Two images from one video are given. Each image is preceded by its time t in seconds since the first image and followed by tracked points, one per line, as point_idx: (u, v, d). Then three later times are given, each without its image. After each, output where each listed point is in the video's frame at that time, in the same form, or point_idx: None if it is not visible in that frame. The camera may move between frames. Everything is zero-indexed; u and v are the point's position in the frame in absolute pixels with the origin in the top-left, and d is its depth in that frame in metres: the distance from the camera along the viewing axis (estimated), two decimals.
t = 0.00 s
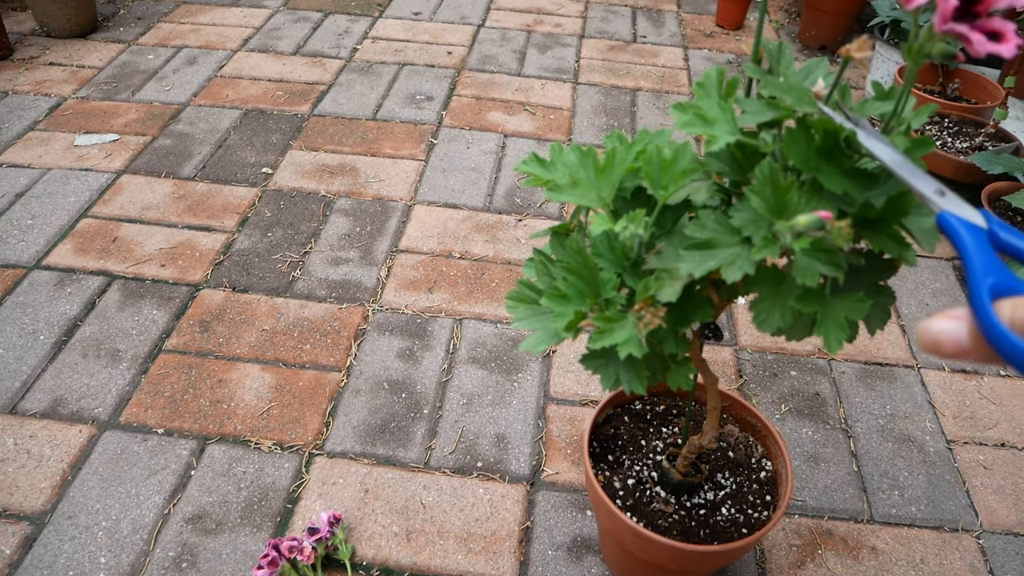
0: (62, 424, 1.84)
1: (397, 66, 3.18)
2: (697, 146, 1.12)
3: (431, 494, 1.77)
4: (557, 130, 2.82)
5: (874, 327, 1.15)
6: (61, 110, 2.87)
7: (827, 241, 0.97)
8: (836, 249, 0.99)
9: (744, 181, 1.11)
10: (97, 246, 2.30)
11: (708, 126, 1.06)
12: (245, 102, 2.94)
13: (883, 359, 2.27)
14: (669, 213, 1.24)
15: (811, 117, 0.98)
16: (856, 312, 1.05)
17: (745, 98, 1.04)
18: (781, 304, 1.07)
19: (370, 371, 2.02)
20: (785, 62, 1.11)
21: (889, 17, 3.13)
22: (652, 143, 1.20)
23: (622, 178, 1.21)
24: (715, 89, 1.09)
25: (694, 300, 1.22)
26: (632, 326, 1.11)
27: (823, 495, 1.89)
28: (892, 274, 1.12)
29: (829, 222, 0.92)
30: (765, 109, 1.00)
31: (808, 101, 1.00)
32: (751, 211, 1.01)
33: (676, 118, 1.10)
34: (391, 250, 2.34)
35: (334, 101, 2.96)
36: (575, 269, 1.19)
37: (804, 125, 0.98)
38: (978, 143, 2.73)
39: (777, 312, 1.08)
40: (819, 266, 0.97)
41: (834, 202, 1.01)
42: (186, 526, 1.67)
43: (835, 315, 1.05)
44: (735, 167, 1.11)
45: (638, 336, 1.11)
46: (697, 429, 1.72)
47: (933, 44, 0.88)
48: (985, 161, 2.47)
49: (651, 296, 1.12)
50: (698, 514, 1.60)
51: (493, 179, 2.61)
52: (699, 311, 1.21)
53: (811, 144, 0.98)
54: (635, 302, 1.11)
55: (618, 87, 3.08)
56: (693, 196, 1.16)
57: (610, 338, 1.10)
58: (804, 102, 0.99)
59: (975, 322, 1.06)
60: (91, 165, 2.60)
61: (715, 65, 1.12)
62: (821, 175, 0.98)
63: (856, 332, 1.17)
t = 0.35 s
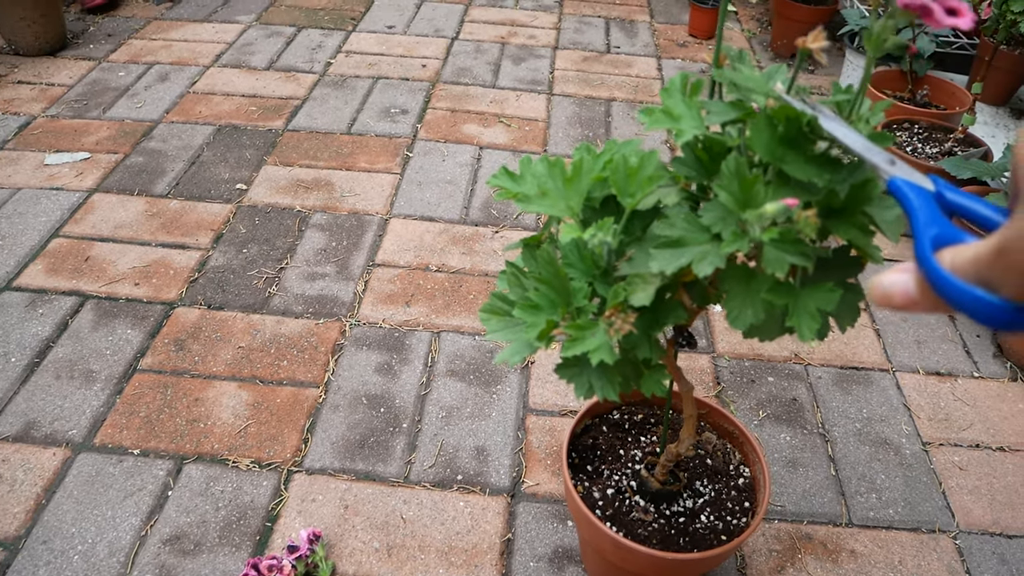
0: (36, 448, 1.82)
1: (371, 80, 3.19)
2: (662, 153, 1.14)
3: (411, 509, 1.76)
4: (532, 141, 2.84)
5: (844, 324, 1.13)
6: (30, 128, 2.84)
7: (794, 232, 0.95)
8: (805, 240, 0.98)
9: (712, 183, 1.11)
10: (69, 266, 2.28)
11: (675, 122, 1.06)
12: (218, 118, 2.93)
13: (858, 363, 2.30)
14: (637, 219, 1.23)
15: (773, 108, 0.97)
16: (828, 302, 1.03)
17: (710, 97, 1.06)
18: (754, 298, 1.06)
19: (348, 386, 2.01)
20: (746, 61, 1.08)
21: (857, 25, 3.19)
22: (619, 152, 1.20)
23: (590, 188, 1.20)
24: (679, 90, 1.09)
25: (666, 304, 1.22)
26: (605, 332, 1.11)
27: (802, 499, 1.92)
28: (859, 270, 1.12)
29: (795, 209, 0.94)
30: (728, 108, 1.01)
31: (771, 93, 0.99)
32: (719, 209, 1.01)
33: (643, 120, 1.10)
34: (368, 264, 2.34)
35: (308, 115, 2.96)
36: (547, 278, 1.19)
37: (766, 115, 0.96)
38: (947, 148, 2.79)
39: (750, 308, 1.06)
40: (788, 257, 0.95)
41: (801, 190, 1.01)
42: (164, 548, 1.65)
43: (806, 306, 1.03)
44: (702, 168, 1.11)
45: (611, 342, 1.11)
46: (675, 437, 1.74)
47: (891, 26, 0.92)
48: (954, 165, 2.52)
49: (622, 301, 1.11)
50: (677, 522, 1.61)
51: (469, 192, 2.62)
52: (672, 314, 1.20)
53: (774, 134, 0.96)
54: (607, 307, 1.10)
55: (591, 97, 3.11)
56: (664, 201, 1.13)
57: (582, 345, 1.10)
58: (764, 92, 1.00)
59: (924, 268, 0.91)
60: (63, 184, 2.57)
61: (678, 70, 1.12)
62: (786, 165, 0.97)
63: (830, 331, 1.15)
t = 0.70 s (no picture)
0: (25, 445, 1.81)
1: (359, 75, 3.18)
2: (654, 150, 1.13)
3: (403, 505, 1.77)
4: (521, 136, 2.84)
5: (835, 325, 1.13)
6: (15, 124, 2.81)
7: (781, 236, 0.97)
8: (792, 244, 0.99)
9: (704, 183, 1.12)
10: (57, 262, 2.26)
11: (661, 126, 1.06)
12: (205, 113, 2.91)
13: (847, 357, 2.33)
14: (631, 216, 1.22)
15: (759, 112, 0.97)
16: (815, 306, 1.03)
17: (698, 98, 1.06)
18: (741, 301, 1.07)
19: (339, 382, 2.02)
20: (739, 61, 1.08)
21: (845, 20, 3.20)
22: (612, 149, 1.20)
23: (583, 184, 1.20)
24: (669, 92, 1.10)
25: (658, 303, 1.22)
26: (598, 329, 1.12)
27: (792, 493, 1.94)
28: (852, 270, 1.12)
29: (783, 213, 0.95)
30: (717, 109, 1.00)
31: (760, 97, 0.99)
32: (709, 211, 1.01)
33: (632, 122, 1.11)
34: (357, 260, 2.34)
35: (296, 111, 2.94)
36: (540, 275, 1.19)
37: (752, 120, 0.98)
38: (935, 142, 2.81)
39: (738, 311, 1.07)
40: (776, 261, 0.97)
41: (789, 195, 1.04)
42: (155, 544, 1.65)
43: (794, 310, 1.04)
44: (693, 168, 1.13)
45: (604, 340, 1.12)
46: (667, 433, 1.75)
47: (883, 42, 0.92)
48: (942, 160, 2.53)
49: (615, 300, 1.11)
50: (669, 517, 1.63)
51: (459, 187, 2.63)
52: (663, 313, 1.21)
53: (761, 139, 0.98)
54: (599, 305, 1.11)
55: (579, 92, 3.12)
56: (654, 202, 1.16)
57: (575, 343, 1.11)
58: (752, 95, 0.99)
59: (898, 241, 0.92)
60: (49, 180, 2.55)
61: (668, 70, 1.13)
62: (774, 170, 0.98)
63: (819, 331, 1.17)
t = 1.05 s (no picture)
0: (18, 444, 1.81)
1: (351, 74, 3.18)
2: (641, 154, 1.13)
3: (396, 502, 1.78)
4: (512, 136, 2.85)
5: (821, 327, 1.15)
6: (6, 123, 2.80)
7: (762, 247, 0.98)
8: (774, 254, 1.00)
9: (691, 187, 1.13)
10: (49, 261, 2.26)
11: (643, 137, 1.07)
12: (197, 113, 2.91)
13: (837, 356, 2.36)
14: (619, 217, 1.23)
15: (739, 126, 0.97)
16: (795, 314, 1.05)
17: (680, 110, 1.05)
18: (726, 308, 1.07)
19: (331, 380, 2.02)
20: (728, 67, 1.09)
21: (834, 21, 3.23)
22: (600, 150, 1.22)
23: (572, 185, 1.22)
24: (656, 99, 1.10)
25: (645, 303, 1.24)
26: (584, 329, 1.12)
27: (782, 490, 1.96)
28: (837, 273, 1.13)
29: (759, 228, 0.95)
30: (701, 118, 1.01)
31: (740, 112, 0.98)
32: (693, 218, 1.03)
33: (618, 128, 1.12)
34: (350, 259, 2.35)
35: (288, 110, 2.95)
36: (529, 274, 1.21)
37: (733, 136, 0.99)
38: (924, 142, 2.84)
39: (722, 317, 1.07)
40: (757, 271, 0.97)
41: (772, 209, 1.04)
42: (148, 542, 1.66)
43: (774, 319, 1.05)
44: (680, 172, 1.13)
45: (591, 339, 1.12)
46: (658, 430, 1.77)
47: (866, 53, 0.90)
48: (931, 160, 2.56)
49: (601, 299, 1.12)
50: (661, 513, 1.64)
51: (450, 186, 2.64)
52: (649, 314, 1.23)
53: (742, 153, 0.99)
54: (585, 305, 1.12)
55: (571, 92, 3.13)
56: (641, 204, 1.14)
57: (563, 341, 1.11)
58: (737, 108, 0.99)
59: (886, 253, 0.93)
60: (40, 179, 2.55)
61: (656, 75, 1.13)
62: (756, 183, 1.00)
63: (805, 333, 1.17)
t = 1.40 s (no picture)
0: (14, 439, 1.82)
1: (346, 73, 3.19)
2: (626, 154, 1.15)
3: (391, 497, 1.79)
4: (507, 134, 2.87)
5: (808, 324, 1.14)
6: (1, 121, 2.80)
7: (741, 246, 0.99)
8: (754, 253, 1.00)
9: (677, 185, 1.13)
10: (44, 258, 2.26)
11: (622, 139, 1.09)
12: (192, 111, 2.92)
13: (829, 353, 2.37)
14: (608, 214, 1.24)
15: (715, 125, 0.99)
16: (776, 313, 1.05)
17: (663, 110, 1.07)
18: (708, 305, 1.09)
19: (327, 376, 2.03)
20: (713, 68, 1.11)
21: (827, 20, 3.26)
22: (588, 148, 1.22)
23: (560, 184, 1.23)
24: (638, 100, 1.11)
25: (634, 301, 1.25)
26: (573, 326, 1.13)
27: (775, 485, 1.98)
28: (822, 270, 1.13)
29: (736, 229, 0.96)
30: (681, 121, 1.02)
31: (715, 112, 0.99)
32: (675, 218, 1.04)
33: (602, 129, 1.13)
34: (345, 256, 2.36)
35: (283, 108, 2.96)
36: (520, 273, 1.22)
37: (711, 136, 1.00)
38: (915, 141, 2.86)
39: (705, 315, 1.09)
40: (737, 271, 0.98)
41: (751, 207, 1.05)
42: (145, 536, 1.66)
43: (756, 317, 1.06)
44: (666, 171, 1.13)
45: (579, 336, 1.13)
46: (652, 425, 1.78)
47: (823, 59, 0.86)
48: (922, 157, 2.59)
49: (589, 298, 1.13)
50: (655, 507, 1.66)
51: (445, 184, 2.65)
52: (637, 311, 1.25)
53: (719, 152, 1.00)
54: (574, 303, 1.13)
55: (565, 90, 3.15)
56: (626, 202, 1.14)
57: (551, 338, 1.13)
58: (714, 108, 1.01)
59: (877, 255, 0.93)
60: (35, 177, 2.55)
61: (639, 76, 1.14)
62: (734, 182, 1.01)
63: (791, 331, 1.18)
